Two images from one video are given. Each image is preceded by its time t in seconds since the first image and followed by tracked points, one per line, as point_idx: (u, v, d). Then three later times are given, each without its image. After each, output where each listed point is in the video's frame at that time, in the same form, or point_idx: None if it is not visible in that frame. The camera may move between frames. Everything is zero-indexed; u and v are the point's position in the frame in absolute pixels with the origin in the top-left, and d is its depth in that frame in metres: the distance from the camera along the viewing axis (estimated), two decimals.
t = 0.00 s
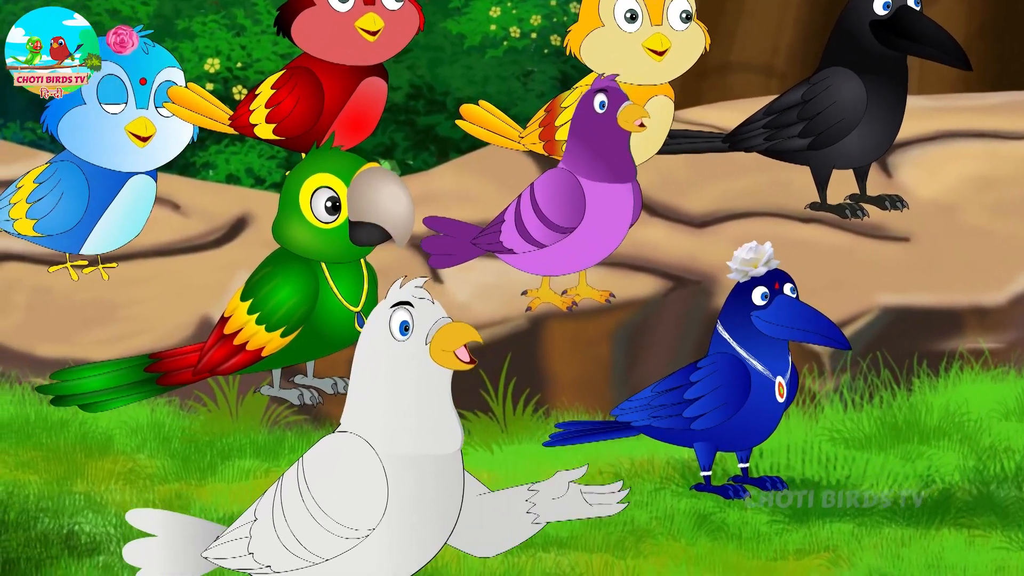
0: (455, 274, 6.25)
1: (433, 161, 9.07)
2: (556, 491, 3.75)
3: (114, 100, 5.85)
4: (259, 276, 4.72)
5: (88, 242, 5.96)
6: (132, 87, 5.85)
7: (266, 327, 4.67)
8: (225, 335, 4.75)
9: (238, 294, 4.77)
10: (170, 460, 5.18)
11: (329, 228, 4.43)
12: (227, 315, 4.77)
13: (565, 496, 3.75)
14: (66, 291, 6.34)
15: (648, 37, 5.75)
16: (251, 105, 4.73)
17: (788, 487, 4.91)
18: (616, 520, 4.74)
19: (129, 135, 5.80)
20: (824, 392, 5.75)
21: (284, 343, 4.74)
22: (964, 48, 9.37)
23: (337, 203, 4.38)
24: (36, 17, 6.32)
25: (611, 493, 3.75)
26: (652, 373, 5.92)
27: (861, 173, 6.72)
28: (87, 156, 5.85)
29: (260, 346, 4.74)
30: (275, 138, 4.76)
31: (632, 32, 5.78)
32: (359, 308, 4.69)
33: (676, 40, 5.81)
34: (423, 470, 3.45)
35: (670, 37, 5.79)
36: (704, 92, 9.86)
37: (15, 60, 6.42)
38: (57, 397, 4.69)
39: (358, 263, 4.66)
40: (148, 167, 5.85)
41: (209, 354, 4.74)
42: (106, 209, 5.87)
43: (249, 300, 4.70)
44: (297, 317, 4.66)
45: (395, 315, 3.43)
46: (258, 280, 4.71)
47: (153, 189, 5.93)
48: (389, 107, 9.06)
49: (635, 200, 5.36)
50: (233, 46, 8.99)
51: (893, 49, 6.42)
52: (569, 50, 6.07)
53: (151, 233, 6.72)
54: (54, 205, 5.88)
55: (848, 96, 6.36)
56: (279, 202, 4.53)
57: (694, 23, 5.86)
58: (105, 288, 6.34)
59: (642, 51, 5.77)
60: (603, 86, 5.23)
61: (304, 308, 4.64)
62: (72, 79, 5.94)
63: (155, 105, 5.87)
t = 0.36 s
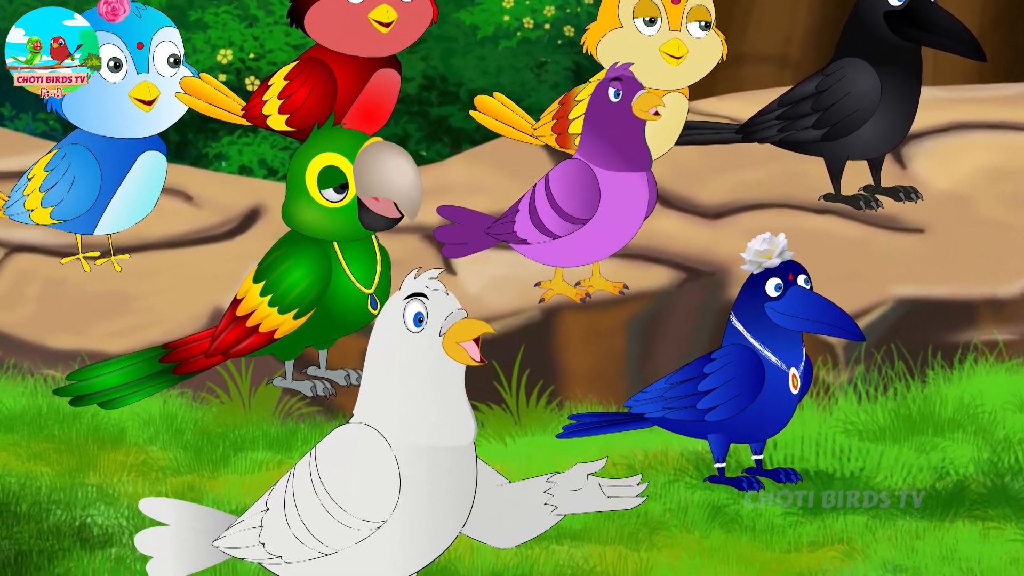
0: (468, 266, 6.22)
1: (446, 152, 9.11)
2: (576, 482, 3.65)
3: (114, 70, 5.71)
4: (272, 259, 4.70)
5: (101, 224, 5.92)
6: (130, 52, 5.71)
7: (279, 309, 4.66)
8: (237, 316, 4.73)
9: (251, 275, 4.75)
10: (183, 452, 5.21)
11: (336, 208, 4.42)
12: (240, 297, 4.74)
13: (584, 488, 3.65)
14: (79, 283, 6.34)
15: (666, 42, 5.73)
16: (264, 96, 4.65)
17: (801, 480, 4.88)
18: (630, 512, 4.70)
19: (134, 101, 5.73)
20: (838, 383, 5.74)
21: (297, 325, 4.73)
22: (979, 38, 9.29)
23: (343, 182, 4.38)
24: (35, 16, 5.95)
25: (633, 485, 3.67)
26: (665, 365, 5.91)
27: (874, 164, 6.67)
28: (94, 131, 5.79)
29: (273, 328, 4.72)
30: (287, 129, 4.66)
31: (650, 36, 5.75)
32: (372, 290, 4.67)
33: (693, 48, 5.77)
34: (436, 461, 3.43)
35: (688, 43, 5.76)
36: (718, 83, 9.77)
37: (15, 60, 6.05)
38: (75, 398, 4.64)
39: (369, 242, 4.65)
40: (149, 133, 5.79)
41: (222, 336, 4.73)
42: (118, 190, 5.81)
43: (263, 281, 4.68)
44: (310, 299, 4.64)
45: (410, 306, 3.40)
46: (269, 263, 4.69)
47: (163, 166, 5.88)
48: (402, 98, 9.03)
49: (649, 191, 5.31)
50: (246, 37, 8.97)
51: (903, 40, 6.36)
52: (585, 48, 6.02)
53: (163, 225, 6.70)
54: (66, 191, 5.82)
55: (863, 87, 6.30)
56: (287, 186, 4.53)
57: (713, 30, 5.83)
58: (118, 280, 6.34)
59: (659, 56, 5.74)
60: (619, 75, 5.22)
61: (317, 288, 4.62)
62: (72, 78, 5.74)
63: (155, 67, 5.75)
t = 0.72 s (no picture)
0: (482, 257, 6.19)
1: (459, 144, 9.06)
2: (588, 467, 3.64)
3: (132, 69, 5.55)
4: (286, 250, 4.69)
5: (113, 220, 5.75)
6: (149, 52, 5.54)
7: (292, 303, 4.64)
8: (250, 310, 4.72)
9: (264, 269, 4.74)
10: (195, 443, 5.20)
11: (352, 200, 4.40)
12: (253, 290, 4.73)
13: (596, 473, 3.64)
14: (93, 274, 6.35)
15: (671, 10, 5.64)
16: (277, 88, 4.54)
17: (815, 471, 4.90)
18: (643, 504, 4.67)
19: (150, 101, 5.54)
20: (852, 375, 5.75)
21: (310, 318, 4.72)
22: (994, 30, 9.21)
23: (359, 174, 4.35)
24: (34, 16, 5.90)
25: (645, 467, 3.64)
26: (679, 357, 5.89)
27: (889, 156, 6.61)
28: (109, 128, 5.62)
29: (286, 321, 4.71)
30: (298, 122, 4.56)
31: (653, 8, 5.67)
32: (384, 283, 4.65)
33: (699, 14, 5.69)
34: (449, 454, 3.41)
35: (693, 9, 5.68)
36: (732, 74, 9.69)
37: (14, 60, 6.01)
38: (88, 387, 4.58)
39: (382, 233, 4.62)
40: (166, 134, 5.62)
41: (235, 329, 4.72)
42: (131, 186, 5.65)
43: (276, 275, 4.67)
44: (323, 293, 4.62)
45: (424, 299, 3.39)
46: (282, 256, 4.69)
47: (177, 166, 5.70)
48: (415, 89, 9.01)
49: (663, 179, 5.29)
50: (259, 28, 8.95)
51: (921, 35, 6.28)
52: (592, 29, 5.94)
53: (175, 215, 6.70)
54: (79, 183, 5.67)
55: (877, 83, 6.26)
56: (302, 179, 4.51)
57: None
58: (131, 271, 6.34)
59: (666, 26, 5.66)
60: (633, 66, 5.22)
61: (330, 283, 4.60)
62: (71, 79, 5.65)
63: (173, 67, 5.58)
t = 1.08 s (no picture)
0: (495, 249, 6.17)
1: (473, 135, 9.00)
2: (601, 459, 3.62)
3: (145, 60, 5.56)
4: (299, 243, 4.67)
5: (128, 210, 5.73)
6: (163, 44, 5.56)
7: (305, 296, 4.62)
8: (263, 302, 4.70)
9: (277, 262, 4.72)
10: (208, 435, 5.20)
11: (365, 192, 4.38)
12: (266, 283, 4.72)
13: (610, 464, 3.62)
14: (105, 265, 6.35)
15: (689, 7, 5.59)
16: (291, 79, 4.50)
17: (829, 464, 4.85)
18: (657, 496, 4.64)
19: (163, 92, 5.55)
20: (866, 367, 5.72)
21: (323, 312, 4.70)
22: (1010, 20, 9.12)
23: (373, 167, 4.34)
24: (36, 17, 6.30)
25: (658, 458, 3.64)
26: (693, 349, 5.86)
27: (902, 146, 6.54)
28: (122, 119, 5.59)
29: (299, 314, 4.69)
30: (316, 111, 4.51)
31: (671, 5, 5.61)
32: (397, 276, 4.62)
33: (717, 11, 5.63)
34: (462, 447, 3.39)
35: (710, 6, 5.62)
36: (746, 65, 9.60)
37: (19, 61, 6.48)
38: (99, 377, 4.58)
39: (395, 227, 4.61)
40: (180, 126, 5.62)
41: (247, 322, 4.70)
42: (145, 175, 5.63)
43: (289, 267, 4.66)
44: (336, 286, 4.61)
45: (438, 291, 3.36)
46: (296, 249, 4.66)
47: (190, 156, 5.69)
48: (428, 80, 8.97)
49: (674, 171, 5.29)
50: (271, 19, 8.93)
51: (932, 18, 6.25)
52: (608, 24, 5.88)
53: (187, 206, 6.69)
54: (91, 174, 5.64)
55: (891, 66, 6.21)
56: (317, 168, 4.50)
57: None
58: (144, 262, 6.34)
59: (683, 23, 5.60)
60: (639, 54, 5.19)
61: (343, 275, 4.59)
62: (78, 76, 6.15)
63: (186, 60, 5.60)
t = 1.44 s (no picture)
0: (509, 239, 6.12)
1: (488, 125, 8.94)
2: (616, 450, 3.59)
3: (165, 63, 5.49)
4: (313, 234, 4.66)
5: (141, 204, 5.73)
6: (183, 47, 5.48)
7: (319, 286, 4.60)
8: (278, 293, 4.70)
9: (291, 252, 4.71)
10: (222, 426, 5.20)
11: (380, 182, 4.34)
12: (280, 274, 4.71)
13: (625, 455, 3.59)
14: (118, 256, 6.35)
15: None
16: (304, 68, 4.53)
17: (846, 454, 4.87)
18: (672, 487, 4.61)
19: (180, 97, 5.48)
20: (882, 357, 5.72)
21: (337, 302, 4.68)
22: None
23: (387, 158, 4.30)
24: (37, 18, 6.83)
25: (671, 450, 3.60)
26: (708, 339, 5.83)
27: (918, 135, 6.45)
28: (136, 117, 5.57)
29: (313, 305, 4.68)
30: (328, 101, 4.53)
31: None
32: (412, 266, 4.60)
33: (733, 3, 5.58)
34: (477, 438, 3.35)
35: None
36: (762, 55, 9.52)
37: (17, 59, 7.05)
38: (113, 368, 4.59)
39: (410, 217, 4.56)
40: (197, 129, 5.56)
41: (262, 312, 4.70)
42: (159, 171, 5.61)
43: (303, 258, 4.64)
44: (351, 276, 4.58)
45: (452, 281, 3.34)
46: (310, 238, 4.65)
47: (205, 151, 5.66)
48: (443, 70, 8.92)
49: (692, 164, 5.23)
50: (285, 9, 8.90)
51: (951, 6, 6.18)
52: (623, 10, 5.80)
53: (200, 196, 6.67)
54: (106, 166, 5.65)
55: (907, 59, 6.14)
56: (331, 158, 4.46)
57: None
58: (158, 253, 6.34)
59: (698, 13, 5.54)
60: (662, 48, 5.21)
61: (357, 265, 4.56)
62: (74, 76, 7.18)
63: (205, 64, 5.51)
